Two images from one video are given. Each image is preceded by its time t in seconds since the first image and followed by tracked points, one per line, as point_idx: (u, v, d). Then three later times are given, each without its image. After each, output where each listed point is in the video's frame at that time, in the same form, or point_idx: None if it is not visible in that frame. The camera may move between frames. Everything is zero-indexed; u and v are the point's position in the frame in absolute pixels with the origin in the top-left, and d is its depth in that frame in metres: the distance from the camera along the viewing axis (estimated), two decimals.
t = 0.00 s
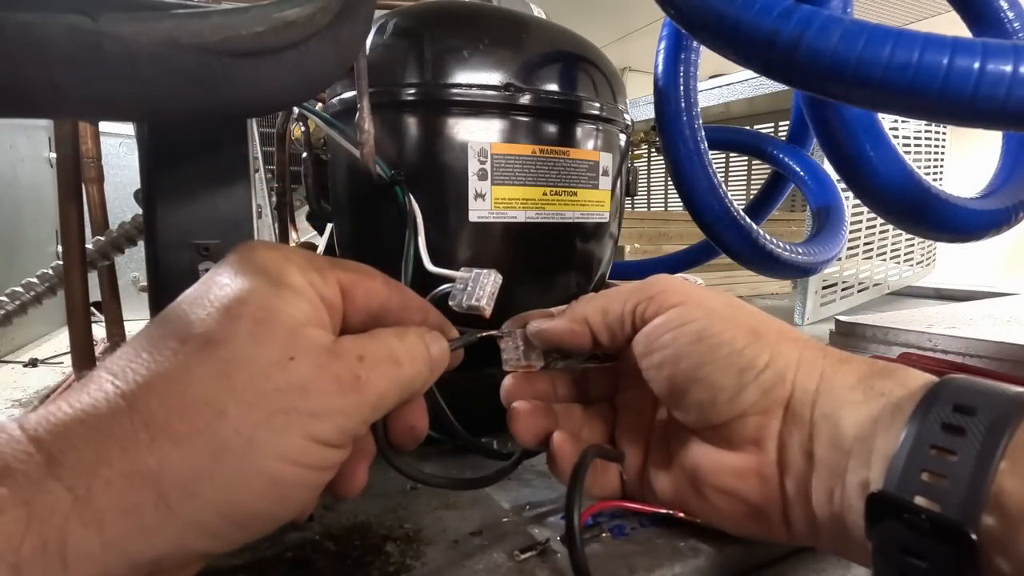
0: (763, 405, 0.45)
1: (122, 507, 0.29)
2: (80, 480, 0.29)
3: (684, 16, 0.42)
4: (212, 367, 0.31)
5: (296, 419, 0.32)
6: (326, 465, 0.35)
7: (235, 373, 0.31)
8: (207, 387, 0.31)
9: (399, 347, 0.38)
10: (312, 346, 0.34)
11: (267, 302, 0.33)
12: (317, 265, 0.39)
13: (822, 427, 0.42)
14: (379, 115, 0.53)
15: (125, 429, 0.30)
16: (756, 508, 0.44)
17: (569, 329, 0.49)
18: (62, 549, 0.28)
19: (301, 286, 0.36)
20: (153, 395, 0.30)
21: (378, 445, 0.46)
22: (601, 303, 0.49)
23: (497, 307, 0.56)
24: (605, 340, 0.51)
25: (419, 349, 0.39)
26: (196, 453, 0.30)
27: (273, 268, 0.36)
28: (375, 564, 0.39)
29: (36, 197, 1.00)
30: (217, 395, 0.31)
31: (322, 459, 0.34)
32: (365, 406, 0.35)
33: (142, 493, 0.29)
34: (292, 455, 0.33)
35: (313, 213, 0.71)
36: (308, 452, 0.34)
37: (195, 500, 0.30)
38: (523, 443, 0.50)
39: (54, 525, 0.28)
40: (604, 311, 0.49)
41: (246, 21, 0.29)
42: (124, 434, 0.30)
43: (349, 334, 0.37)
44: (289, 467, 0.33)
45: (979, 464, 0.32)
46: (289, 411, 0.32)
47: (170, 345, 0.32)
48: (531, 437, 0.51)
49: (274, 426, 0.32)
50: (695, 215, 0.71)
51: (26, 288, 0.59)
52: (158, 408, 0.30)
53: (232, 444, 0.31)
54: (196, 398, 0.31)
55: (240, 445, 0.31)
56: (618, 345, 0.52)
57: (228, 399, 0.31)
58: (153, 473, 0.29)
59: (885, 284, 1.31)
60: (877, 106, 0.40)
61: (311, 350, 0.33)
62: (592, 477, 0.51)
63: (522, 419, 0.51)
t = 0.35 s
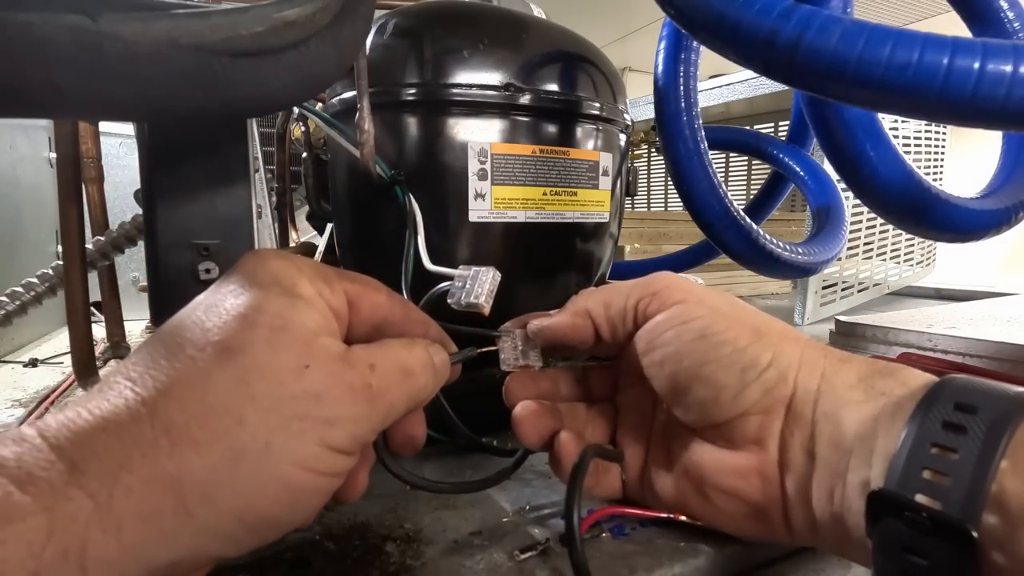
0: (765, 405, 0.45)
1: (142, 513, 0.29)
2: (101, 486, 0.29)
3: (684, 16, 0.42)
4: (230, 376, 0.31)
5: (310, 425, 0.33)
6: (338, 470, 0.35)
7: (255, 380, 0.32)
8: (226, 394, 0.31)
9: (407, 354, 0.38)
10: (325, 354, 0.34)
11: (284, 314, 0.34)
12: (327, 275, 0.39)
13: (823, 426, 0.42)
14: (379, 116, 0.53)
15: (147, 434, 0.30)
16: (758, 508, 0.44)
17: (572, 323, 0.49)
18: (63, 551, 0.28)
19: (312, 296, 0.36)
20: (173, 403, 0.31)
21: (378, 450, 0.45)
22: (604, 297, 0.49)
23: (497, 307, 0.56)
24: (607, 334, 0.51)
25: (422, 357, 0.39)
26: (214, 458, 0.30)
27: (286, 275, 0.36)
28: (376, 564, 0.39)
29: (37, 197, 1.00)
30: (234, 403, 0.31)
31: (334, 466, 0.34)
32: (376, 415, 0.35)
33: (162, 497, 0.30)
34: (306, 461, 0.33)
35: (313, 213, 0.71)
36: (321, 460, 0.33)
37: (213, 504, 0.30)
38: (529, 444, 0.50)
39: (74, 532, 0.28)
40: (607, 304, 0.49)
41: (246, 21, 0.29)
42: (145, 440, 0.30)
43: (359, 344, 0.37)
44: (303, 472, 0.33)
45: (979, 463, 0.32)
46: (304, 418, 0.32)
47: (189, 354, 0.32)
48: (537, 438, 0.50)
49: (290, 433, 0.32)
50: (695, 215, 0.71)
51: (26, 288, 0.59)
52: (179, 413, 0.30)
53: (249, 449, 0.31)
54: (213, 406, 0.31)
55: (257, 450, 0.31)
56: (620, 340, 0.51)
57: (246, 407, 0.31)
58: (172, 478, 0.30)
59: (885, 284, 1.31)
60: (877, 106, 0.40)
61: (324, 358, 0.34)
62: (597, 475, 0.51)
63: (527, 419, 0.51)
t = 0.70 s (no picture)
0: (764, 405, 0.45)
1: (144, 512, 0.29)
2: (104, 486, 0.29)
3: (684, 16, 0.42)
4: (232, 376, 0.31)
5: (311, 425, 0.33)
6: (339, 471, 0.35)
7: (257, 381, 0.32)
8: (226, 393, 0.31)
9: (408, 354, 0.38)
10: (325, 353, 0.34)
11: (284, 313, 0.34)
12: (325, 274, 0.39)
13: (822, 426, 0.42)
14: (379, 116, 0.53)
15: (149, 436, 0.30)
16: (757, 508, 0.44)
17: (573, 321, 0.49)
18: (64, 552, 0.28)
19: (310, 296, 0.36)
20: (175, 403, 0.31)
21: (377, 449, 0.45)
22: (604, 295, 0.49)
23: (497, 307, 0.56)
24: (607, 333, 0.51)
25: (421, 357, 0.39)
26: (216, 458, 0.30)
27: (284, 275, 0.36)
28: (375, 563, 0.39)
29: (37, 197, 1.00)
30: (236, 403, 0.31)
31: (334, 467, 0.34)
32: (377, 415, 0.35)
33: (163, 498, 0.30)
34: (307, 461, 0.32)
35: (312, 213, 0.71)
36: (323, 461, 0.33)
37: (215, 504, 0.30)
38: (532, 444, 0.50)
39: (76, 533, 0.28)
40: (608, 303, 0.49)
41: (246, 21, 0.29)
42: (147, 440, 0.30)
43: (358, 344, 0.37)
44: (305, 472, 0.33)
45: (979, 463, 0.32)
46: (305, 416, 0.32)
47: (191, 355, 0.32)
48: (539, 438, 0.50)
49: (292, 431, 0.32)
50: (695, 215, 0.71)
51: (26, 288, 0.59)
52: (180, 414, 0.30)
53: (250, 449, 0.31)
54: (215, 406, 0.31)
55: (258, 450, 0.31)
56: (620, 339, 0.52)
57: (247, 407, 0.31)
58: (174, 478, 0.30)
59: (885, 284, 1.31)
60: (877, 106, 0.40)
61: (325, 358, 0.34)
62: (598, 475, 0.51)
63: (530, 419, 0.50)
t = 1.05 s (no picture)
0: (761, 407, 0.45)
1: (145, 512, 0.29)
2: (104, 487, 0.29)
3: (684, 16, 0.42)
4: (233, 376, 0.31)
5: (312, 425, 0.32)
6: (339, 471, 0.35)
7: (256, 381, 0.32)
8: (226, 394, 0.31)
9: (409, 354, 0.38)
10: (325, 355, 0.34)
11: (286, 314, 0.34)
12: (325, 274, 0.39)
13: (820, 426, 0.42)
14: (379, 116, 0.53)
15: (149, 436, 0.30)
16: (753, 510, 0.44)
17: (569, 324, 0.49)
18: (64, 552, 0.28)
19: (310, 295, 0.36)
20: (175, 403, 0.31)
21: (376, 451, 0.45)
22: (601, 298, 0.49)
23: (496, 307, 0.56)
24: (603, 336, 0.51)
25: (422, 359, 0.39)
26: (216, 458, 0.30)
27: (285, 275, 0.36)
28: (375, 563, 0.39)
29: (37, 197, 1.00)
30: (236, 404, 0.31)
31: (334, 467, 0.34)
32: (377, 416, 0.35)
33: (164, 498, 0.30)
34: (307, 462, 0.32)
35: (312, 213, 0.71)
36: (320, 463, 0.33)
37: (215, 505, 0.30)
38: (530, 446, 0.50)
39: (77, 533, 0.28)
40: (603, 306, 0.49)
41: (246, 21, 0.29)
42: (148, 440, 0.30)
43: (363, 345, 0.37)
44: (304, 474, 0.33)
45: (977, 464, 0.32)
46: (306, 419, 0.32)
47: (192, 355, 0.32)
48: (538, 439, 0.50)
49: (293, 434, 0.32)
50: (695, 215, 0.71)
51: (26, 288, 0.59)
52: (181, 414, 0.30)
53: (250, 449, 0.31)
54: (215, 406, 0.31)
55: (259, 452, 0.31)
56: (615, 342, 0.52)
57: (248, 408, 0.31)
58: (175, 478, 0.30)
59: (885, 284, 1.31)
60: (877, 106, 0.40)
61: (326, 359, 0.34)
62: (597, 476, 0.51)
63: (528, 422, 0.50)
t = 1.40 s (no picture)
0: (756, 412, 0.45)
1: (146, 514, 0.29)
2: (106, 489, 0.29)
3: (684, 16, 0.42)
4: (234, 380, 0.31)
5: (313, 428, 0.32)
6: (340, 473, 0.35)
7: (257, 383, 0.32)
8: (229, 398, 0.31)
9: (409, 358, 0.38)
10: (328, 358, 0.34)
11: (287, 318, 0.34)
12: (329, 277, 0.39)
13: (817, 428, 0.42)
14: (379, 115, 0.53)
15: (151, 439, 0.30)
16: (750, 515, 0.44)
17: (556, 334, 0.48)
18: (65, 554, 0.28)
19: (315, 299, 0.36)
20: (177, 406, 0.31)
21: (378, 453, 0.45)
22: (589, 310, 0.48)
23: (496, 307, 0.56)
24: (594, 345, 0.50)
25: (425, 362, 0.39)
26: (217, 460, 0.30)
27: (291, 280, 0.36)
28: (375, 563, 0.39)
29: (37, 197, 1.00)
30: (240, 408, 0.31)
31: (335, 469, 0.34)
32: (377, 419, 0.35)
33: (165, 500, 0.30)
34: (308, 464, 0.32)
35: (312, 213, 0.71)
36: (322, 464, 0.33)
37: (216, 507, 0.30)
38: (523, 457, 0.49)
39: (78, 535, 0.28)
40: (592, 317, 0.48)
41: (246, 21, 0.29)
42: (150, 443, 0.30)
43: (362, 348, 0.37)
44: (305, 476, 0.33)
45: (973, 468, 0.32)
46: (307, 422, 0.32)
47: (194, 358, 0.32)
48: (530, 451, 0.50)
49: (294, 437, 0.32)
50: (695, 215, 0.71)
51: (26, 288, 0.59)
52: (183, 417, 0.30)
53: (253, 453, 0.31)
54: (218, 409, 0.31)
55: (261, 454, 0.31)
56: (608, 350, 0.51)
57: (250, 411, 0.31)
58: (177, 481, 0.30)
59: (885, 284, 1.31)
60: (877, 105, 0.39)
61: (328, 362, 0.34)
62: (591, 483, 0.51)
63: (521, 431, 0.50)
